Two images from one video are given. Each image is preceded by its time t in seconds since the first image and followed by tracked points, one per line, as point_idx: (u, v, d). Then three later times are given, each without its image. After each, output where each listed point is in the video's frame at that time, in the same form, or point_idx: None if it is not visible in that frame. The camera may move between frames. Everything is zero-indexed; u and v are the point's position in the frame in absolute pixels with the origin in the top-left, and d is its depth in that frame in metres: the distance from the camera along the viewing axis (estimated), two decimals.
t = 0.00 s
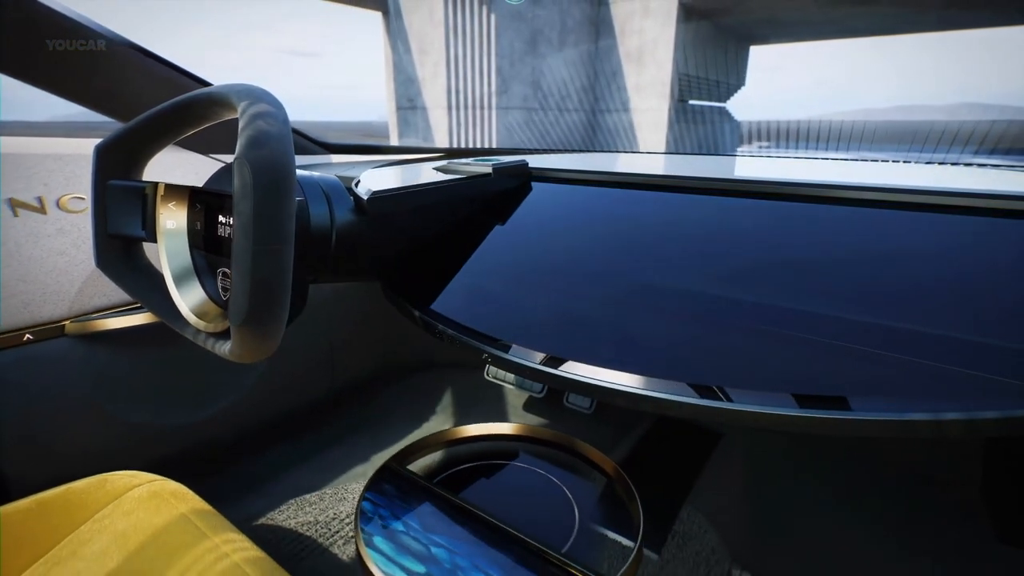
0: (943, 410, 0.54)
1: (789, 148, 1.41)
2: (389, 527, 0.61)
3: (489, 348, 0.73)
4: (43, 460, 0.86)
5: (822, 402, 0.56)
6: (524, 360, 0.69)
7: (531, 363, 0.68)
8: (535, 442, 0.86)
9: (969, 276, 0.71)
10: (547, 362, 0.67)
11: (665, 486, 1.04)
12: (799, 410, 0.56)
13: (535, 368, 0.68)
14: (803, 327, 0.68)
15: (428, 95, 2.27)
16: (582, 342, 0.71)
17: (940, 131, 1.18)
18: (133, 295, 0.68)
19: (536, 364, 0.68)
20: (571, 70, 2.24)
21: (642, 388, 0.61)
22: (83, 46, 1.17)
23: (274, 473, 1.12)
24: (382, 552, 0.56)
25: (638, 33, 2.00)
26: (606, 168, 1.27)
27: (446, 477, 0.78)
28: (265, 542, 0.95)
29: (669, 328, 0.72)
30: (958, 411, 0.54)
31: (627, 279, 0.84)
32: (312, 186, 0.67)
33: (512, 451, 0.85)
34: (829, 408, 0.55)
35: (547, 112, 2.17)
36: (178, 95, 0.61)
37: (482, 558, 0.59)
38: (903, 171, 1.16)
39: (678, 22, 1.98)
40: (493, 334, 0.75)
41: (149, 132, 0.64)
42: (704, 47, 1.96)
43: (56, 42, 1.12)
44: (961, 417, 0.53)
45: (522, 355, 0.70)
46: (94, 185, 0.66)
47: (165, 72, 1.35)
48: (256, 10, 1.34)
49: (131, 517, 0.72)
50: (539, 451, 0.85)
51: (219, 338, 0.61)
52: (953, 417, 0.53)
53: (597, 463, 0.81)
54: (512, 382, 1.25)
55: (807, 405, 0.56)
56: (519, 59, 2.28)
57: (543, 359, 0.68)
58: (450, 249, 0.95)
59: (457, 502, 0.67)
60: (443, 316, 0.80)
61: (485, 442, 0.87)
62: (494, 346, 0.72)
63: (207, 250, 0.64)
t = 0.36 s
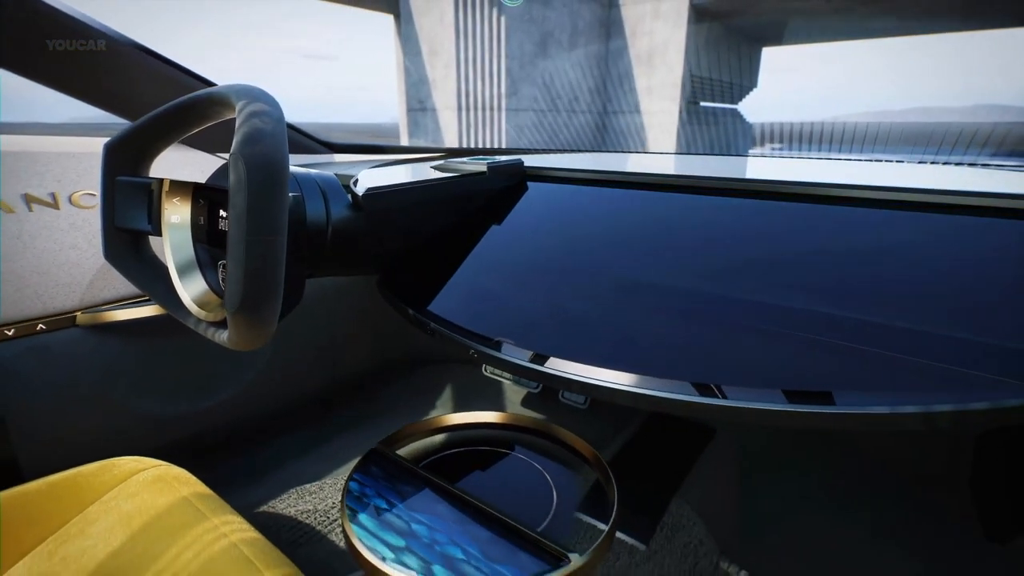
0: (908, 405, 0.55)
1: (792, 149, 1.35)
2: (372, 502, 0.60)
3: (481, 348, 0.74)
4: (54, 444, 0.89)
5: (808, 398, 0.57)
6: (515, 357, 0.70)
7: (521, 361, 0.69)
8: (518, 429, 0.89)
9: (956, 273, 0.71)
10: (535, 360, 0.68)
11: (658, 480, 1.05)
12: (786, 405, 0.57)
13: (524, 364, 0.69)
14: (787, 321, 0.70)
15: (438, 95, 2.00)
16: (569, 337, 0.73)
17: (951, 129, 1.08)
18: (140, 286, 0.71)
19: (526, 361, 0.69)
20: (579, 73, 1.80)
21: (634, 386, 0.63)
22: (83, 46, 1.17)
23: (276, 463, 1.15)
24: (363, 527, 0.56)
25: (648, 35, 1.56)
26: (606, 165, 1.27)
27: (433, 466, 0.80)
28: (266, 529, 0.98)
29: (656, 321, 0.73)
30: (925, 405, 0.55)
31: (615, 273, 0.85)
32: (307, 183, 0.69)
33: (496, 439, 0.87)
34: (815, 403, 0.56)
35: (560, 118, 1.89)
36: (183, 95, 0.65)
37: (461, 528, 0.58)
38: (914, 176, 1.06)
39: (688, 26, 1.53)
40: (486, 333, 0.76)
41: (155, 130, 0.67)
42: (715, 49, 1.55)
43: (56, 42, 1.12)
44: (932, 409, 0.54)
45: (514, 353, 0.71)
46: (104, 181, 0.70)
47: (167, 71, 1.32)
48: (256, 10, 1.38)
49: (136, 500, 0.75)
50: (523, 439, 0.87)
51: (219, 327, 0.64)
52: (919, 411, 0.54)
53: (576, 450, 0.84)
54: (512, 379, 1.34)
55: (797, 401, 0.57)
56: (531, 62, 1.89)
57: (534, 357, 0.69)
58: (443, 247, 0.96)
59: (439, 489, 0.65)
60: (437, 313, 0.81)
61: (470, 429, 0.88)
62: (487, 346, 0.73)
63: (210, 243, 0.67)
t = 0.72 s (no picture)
0: (867, 392, 0.56)
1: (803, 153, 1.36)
2: (354, 479, 0.60)
3: (479, 344, 0.76)
4: (64, 431, 0.93)
5: (785, 386, 0.59)
6: (510, 353, 0.72)
7: (516, 356, 0.72)
8: (512, 422, 0.91)
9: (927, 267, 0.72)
10: (528, 356, 0.71)
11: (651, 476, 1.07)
12: (763, 392, 0.59)
13: (519, 358, 0.71)
14: (771, 317, 0.71)
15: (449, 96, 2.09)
16: (557, 331, 0.75)
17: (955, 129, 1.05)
18: (148, 279, 0.74)
19: (521, 356, 0.72)
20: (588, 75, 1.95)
21: (626, 378, 0.65)
22: (83, 46, 1.13)
23: (278, 455, 1.18)
24: (347, 503, 0.56)
25: (657, 35, 1.69)
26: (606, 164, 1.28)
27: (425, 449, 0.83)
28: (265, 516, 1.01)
29: (643, 318, 0.75)
30: (883, 393, 0.56)
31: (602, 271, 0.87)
32: (307, 178, 0.73)
33: (479, 427, 0.90)
34: (790, 391, 0.58)
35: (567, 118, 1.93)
36: (189, 96, 0.68)
37: (441, 508, 0.57)
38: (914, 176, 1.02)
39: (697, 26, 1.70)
40: (484, 329, 0.78)
41: (162, 129, 0.70)
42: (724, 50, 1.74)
43: (56, 42, 1.09)
44: (887, 397, 0.55)
45: (508, 349, 0.73)
46: (113, 178, 0.72)
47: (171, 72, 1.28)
48: (258, 10, 1.21)
49: (141, 484, 0.78)
50: (516, 431, 0.90)
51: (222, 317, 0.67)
52: (879, 398, 0.56)
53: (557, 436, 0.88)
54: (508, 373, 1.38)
55: (773, 391, 0.59)
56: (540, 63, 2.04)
57: (528, 353, 0.71)
58: (442, 247, 0.98)
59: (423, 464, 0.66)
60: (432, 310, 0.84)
61: (465, 418, 0.91)
62: (476, 337, 0.76)
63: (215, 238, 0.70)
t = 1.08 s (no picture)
0: (860, 378, 0.53)
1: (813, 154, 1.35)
2: (345, 464, 0.62)
3: (471, 336, 0.75)
4: (74, 420, 0.96)
5: (766, 373, 0.57)
6: (503, 344, 0.71)
7: (509, 347, 0.71)
8: (512, 417, 0.95)
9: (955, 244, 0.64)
10: (521, 346, 0.70)
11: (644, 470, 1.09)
12: (747, 380, 0.57)
13: (512, 349, 0.70)
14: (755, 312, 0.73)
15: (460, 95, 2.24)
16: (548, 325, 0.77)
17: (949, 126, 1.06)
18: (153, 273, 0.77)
19: (514, 347, 0.70)
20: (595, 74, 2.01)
21: (617, 368, 0.63)
22: (84, 46, 1.11)
23: (281, 447, 1.21)
24: (336, 484, 0.57)
25: (664, 38, 1.80)
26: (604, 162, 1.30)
27: (427, 436, 0.87)
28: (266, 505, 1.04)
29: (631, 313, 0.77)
30: (882, 379, 0.52)
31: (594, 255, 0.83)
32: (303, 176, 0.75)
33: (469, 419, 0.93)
34: (772, 379, 0.56)
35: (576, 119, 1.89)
36: (194, 96, 0.71)
37: (427, 490, 0.59)
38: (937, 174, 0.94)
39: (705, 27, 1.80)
40: (476, 321, 0.77)
41: (168, 128, 0.73)
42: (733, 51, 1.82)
43: (56, 42, 1.07)
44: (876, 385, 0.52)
45: (501, 340, 0.72)
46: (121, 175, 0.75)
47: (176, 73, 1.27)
48: (258, 10, 1.17)
49: (145, 470, 0.81)
50: (515, 425, 0.93)
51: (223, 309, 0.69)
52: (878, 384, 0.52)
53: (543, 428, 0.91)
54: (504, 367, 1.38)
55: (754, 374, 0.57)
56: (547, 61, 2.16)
57: (521, 344, 0.70)
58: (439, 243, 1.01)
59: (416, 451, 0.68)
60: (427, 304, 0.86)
61: (467, 412, 0.95)
62: (469, 331, 0.76)
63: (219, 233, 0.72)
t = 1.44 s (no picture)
0: (827, 366, 0.53)
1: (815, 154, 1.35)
2: (336, 447, 0.64)
3: (466, 330, 0.76)
4: (83, 410, 0.99)
5: (746, 364, 0.57)
6: (498, 337, 0.72)
7: (505, 339, 0.71)
8: (515, 412, 0.81)
9: (934, 239, 0.65)
10: (516, 339, 0.70)
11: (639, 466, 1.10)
12: (728, 371, 0.57)
13: (507, 342, 0.71)
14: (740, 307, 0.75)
15: (469, 97, 2.19)
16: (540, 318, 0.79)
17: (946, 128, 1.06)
18: (162, 268, 0.80)
19: (510, 339, 0.71)
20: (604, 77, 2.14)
21: (605, 359, 0.64)
22: (84, 46, 1.05)
23: (284, 439, 1.25)
24: (327, 465, 0.60)
25: (677, 39, 1.87)
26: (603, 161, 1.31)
27: (412, 429, 0.75)
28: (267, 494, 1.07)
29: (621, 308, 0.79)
30: (848, 367, 0.53)
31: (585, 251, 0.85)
32: (303, 173, 0.77)
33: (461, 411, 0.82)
34: (752, 369, 0.56)
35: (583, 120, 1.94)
36: (201, 97, 0.74)
37: (413, 473, 0.61)
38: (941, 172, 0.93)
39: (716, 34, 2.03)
40: (472, 316, 0.78)
41: (175, 128, 0.76)
42: (744, 56, 1.90)
43: (56, 42, 1.01)
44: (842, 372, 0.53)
45: (496, 333, 0.73)
46: (131, 173, 0.78)
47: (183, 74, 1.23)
48: (258, 10, 1.18)
49: (151, 457, 0.84)
50: (517, 422, 0.79)
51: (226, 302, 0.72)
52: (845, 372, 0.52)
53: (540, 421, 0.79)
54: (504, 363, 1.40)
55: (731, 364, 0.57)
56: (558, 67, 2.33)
57: (515, 336, 0.71)
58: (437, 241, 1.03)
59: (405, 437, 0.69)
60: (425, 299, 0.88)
61: (468, 401, 0.83)
62: (459, 323, 0.77)
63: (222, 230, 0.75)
